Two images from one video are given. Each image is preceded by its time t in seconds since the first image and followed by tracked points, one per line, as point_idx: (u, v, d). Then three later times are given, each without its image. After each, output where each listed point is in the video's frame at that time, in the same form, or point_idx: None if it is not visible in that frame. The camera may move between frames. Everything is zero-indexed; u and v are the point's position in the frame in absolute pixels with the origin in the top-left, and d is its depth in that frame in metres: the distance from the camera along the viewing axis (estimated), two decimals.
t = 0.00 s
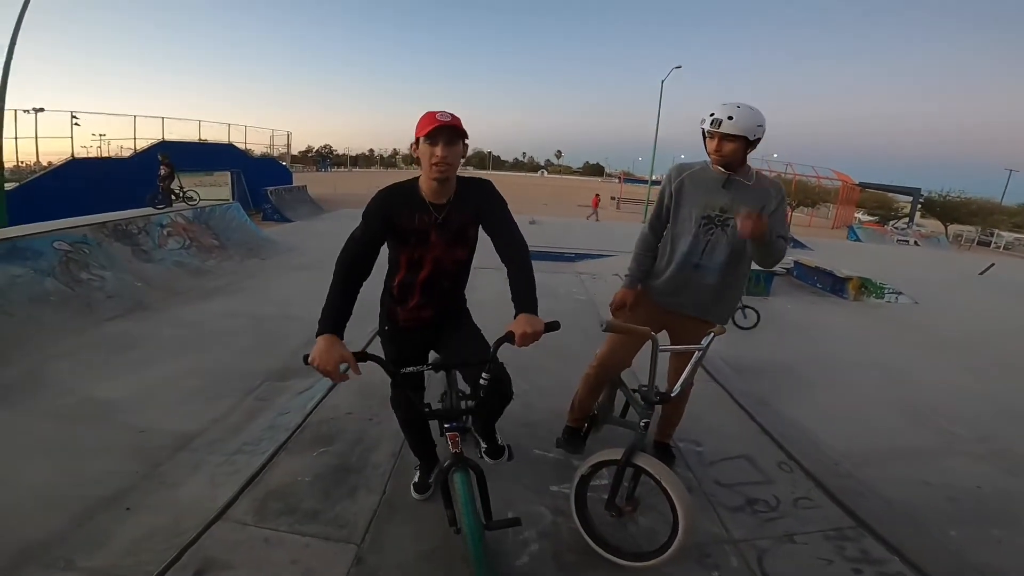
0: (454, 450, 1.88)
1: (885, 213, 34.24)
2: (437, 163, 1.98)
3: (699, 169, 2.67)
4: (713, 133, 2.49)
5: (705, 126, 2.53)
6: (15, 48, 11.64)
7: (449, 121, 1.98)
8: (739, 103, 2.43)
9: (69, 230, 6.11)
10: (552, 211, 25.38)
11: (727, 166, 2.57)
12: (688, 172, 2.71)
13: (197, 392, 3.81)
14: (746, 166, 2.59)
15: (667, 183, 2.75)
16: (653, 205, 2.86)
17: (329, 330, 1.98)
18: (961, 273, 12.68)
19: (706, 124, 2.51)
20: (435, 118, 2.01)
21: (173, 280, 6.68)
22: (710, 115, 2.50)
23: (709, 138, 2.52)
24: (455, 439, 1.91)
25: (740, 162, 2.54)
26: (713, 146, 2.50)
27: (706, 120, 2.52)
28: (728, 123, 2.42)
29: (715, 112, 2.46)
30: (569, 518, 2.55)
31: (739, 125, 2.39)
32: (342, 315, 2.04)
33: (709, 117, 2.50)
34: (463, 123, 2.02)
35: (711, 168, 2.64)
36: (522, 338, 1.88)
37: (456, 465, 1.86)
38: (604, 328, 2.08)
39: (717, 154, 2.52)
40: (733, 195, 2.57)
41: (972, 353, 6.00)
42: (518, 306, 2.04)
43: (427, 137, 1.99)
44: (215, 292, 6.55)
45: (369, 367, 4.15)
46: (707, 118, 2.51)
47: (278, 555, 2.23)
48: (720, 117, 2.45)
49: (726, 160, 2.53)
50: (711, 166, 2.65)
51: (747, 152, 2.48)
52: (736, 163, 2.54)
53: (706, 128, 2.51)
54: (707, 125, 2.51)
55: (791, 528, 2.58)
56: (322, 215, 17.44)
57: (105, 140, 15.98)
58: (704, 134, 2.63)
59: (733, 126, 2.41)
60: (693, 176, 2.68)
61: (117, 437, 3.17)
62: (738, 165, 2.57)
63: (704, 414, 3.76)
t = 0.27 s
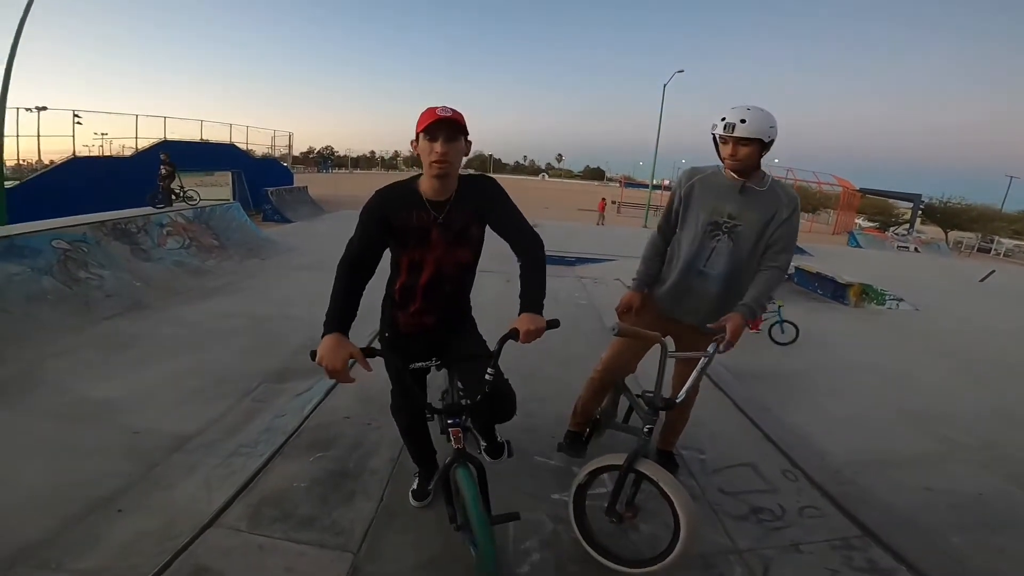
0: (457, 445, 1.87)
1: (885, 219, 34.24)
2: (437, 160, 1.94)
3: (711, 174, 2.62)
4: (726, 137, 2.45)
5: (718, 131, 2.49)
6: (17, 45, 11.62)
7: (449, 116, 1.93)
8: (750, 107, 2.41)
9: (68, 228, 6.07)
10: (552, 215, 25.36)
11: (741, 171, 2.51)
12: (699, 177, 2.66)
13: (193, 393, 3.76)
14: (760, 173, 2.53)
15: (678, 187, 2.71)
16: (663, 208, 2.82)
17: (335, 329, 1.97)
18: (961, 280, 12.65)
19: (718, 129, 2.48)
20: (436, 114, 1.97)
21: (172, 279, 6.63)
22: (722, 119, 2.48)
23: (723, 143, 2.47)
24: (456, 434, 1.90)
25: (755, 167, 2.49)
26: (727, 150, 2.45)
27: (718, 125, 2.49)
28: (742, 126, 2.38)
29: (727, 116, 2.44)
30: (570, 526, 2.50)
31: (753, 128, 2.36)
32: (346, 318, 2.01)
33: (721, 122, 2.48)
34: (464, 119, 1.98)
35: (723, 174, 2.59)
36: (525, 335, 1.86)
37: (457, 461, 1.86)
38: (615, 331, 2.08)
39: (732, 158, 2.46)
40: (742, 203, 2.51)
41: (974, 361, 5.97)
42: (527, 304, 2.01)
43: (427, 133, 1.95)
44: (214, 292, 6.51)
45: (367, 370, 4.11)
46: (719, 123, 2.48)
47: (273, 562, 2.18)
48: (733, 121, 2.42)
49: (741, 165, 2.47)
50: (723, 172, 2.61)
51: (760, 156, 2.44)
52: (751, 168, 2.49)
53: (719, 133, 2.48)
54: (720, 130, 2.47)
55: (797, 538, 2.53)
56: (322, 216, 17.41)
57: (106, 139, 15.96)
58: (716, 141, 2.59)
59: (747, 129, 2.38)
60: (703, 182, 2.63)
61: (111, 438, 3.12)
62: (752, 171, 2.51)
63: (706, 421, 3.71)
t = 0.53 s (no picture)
0: (467, 451, 1.86)
1: (882, 219, 34.29)
2: (435, 160, 1.93)
3: (716, 177, 2.60)
4: (736, 141, 2.42)
5: (727, 133, 2.46)
6: (15, 45, 11.57)
7: (450, 116, 1.92)
8: (759, 109, 2.38)
9: (65, 230, 6.04)
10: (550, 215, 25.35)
11: (750, 174, 2.49)
12: (703, 179, 2.64)
13: (191, 395, 3.74)
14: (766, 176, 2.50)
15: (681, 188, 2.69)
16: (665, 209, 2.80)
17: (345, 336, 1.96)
18: (959, 279, 12.66)
19: (728, 132, 2.45)
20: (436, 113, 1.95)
21: (170, 281, 6.61)
22: (731, 122, 2.44)
23: (733, 146, 2.44)
24: (468, 438, 1.89)
25: (763, 169, 2.47)
26: (738, 153, 2.42)
27: (727, 127, 2.46)
28: (753, 130, 2.35)
29: (736, 119, 2.40)
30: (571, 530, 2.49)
31: (763, 131, 2.33)
32: (348, 322, 2.00)
33: (730, 124, 2.44)
34: (465, 120, 1.97)
35: (730, 176, 2.56)
36: (542, 342, 1.88)
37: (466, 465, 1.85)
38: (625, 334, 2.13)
39: (741, 162, 2.43)
40: (745, 206, 2.50)
41: (973, 361, 5.97)
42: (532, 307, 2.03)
43: (426, 131, 1.93)
44: (212, 293, 6.48)
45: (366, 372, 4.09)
46: (728, 126, 2.45)
47: (273, 566, 2.16)
48: (743, 124, 2.38)
49: (750, 168, 2.45)
50: (728, 174, 2.58)
51: (769, 159, 2.42)
52: (759, 170, 2.47)
53: (729, 135, 2.44)
54: (729, 133, 2.44)
55: (799, 540, 2.52)
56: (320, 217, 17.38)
57: (103, 140, 15.90)
58: (724, 143, 2.56)
59: (757, 133, 2.35)
60: (707, 184, 2.61)
61: (109, 440, 3.10)
62: (760, 174, 2.50)
63: (707, 423, 3.70)
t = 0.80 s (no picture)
0: (463, 449, 1.84)
1: (875, 211, 34.43)
2: (420, 154, 1.92)
3: (708, 166, 2.60)
4: (729, 131, 2.41)
5: (720, 123, 2.45)
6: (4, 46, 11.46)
7: (433, 108, 1.91)
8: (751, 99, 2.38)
9: (56, 232, 6.00)
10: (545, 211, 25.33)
11: (740, 163, 2.49)
12: (694, 169, 2.64)
13: (185, 395, 3.72)
14: (757, 165, 2.51)
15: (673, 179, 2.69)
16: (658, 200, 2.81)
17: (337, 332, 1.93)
18: (952, 270, 12.73)
19: (720, 122, 2.44)
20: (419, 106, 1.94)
21: (163, 282, 6.58)
22: (723, 112, 2.43)
23: (725, 135, 2.44)
24: (464, 438, 1.84)
25: (754, 159, 2.48)
26: (730, 143, 2.42)
27: (719, 117, 2.45)
28: (746, 120, 2.35)
29: (729, 109, 2.40)
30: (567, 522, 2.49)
31: (756, 122, 2.34)
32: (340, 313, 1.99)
33: (723, 114, 2.43)
34: (448, 112, 1.96)
35: (721, 165, 2.56)
36: (539, 335, 1.87)
37: (463, 464, 1.83)
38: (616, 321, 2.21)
39: (734, 152, 2.43)
40: (736, 194, 2.50)
41: (966, 351, 6.00)
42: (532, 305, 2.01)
43: (410, 125, 1.92)
44: (205, 294, 6.45)
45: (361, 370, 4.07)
46: (721, 116, 2.44)
47: (269, 563, 2.16)
48: (735, 114, 2.39)
49: (741, 158, 2.45)
50: (719, 163, 2.58)
51: (761, 148, 2.42)
52: (750, 161, 2.48)
53: (721, 125, 2.44)
54: (722, 123, 2.43)
55: (794, 530, 2.53)
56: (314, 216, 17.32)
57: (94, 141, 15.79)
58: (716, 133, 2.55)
59: (750, 123, 2.35)
60: (699, 173, 2.61)
61: (102, 442, 3.08)
62: (751, 163, 2.50)
63: (702, 415, 3.71)
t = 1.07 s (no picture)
0: (470, 458, 1.84)
1: (873, 211, 34.47)
2: (419, 162, 1.94)
3: (702, 170, 2.60)
4: (727, 132, 2.42)
5: (718, 125, 2.47)
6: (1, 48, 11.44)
7: (433, 117, 1.92)
8: (749, 101, 2.40)
9: (55, 234, 6.00)
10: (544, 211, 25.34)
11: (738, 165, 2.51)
12: (690, 173, 2.64)
13: (185, 397, 3.74)
14: (754, 166, 2.52)
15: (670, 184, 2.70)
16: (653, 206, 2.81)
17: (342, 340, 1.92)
18: (950, 269, 12.75)
19: (719, 123, 2.45)
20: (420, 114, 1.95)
21: (162, 284, 6.58)
22: (721, 114, 2.45)
23: (723, 137, 2.45)
24: (472, 448, 1.82)
25: (752, 160, 2.49)
26: (728, 145, 2.43)
27: (718, 119, 2.46)
28: (745, 122, 2.37)
29: (728, 111, 2.41)
30: (566, 523, 2.51)
31: (755, 123, 2.35)
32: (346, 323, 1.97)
33: (721, 116, 2.45)
34: (448, 120, 1.97)
35: (718, 167, 2.58)
36: (550, 348, 1.85)
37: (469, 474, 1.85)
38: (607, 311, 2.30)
39: (732, 154, 2.44)
40: (735, 197, 2.51)
41: (964, 350, 6.02)
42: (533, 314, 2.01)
43: (411, 133, 1.93)
44: (204, 296, 6.45)
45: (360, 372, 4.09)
46: (719, 118, 2.45)
47: (269, 564, 2.17)
48: (734, 116, 2.40)
49: (739, 160, 2.47)
50: (716, 166, 2.58)
51: (758, 150, 2.44)
52: (747, 163, 2.50)
53: (719, 127, 2.45)
54: (720, 125, 2.45)
55: (792, 531, 2.55)
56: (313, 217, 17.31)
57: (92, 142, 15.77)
58: (712, 135, 2.56)
59: (749, 125, 2.37)
60: (695, 177, 2.61)
61: (102, 444, 3.09)
62: (747, 165, 2.52)
63: (700, 415, 3.73)
